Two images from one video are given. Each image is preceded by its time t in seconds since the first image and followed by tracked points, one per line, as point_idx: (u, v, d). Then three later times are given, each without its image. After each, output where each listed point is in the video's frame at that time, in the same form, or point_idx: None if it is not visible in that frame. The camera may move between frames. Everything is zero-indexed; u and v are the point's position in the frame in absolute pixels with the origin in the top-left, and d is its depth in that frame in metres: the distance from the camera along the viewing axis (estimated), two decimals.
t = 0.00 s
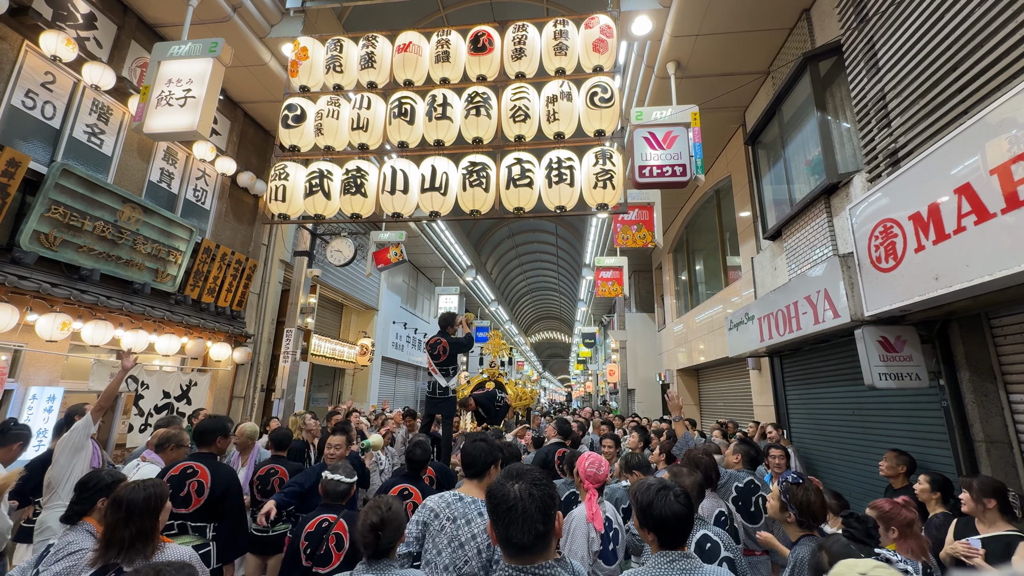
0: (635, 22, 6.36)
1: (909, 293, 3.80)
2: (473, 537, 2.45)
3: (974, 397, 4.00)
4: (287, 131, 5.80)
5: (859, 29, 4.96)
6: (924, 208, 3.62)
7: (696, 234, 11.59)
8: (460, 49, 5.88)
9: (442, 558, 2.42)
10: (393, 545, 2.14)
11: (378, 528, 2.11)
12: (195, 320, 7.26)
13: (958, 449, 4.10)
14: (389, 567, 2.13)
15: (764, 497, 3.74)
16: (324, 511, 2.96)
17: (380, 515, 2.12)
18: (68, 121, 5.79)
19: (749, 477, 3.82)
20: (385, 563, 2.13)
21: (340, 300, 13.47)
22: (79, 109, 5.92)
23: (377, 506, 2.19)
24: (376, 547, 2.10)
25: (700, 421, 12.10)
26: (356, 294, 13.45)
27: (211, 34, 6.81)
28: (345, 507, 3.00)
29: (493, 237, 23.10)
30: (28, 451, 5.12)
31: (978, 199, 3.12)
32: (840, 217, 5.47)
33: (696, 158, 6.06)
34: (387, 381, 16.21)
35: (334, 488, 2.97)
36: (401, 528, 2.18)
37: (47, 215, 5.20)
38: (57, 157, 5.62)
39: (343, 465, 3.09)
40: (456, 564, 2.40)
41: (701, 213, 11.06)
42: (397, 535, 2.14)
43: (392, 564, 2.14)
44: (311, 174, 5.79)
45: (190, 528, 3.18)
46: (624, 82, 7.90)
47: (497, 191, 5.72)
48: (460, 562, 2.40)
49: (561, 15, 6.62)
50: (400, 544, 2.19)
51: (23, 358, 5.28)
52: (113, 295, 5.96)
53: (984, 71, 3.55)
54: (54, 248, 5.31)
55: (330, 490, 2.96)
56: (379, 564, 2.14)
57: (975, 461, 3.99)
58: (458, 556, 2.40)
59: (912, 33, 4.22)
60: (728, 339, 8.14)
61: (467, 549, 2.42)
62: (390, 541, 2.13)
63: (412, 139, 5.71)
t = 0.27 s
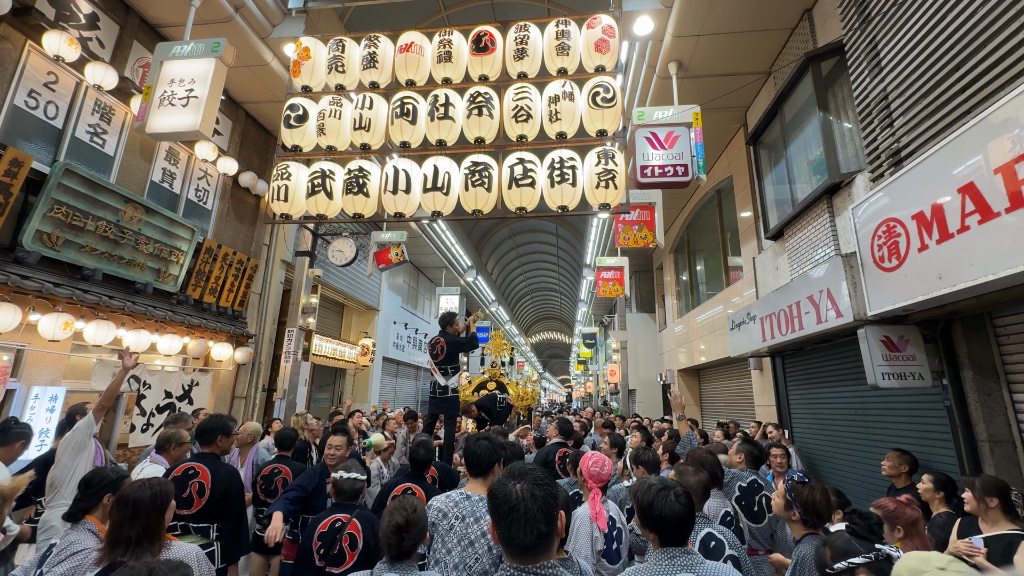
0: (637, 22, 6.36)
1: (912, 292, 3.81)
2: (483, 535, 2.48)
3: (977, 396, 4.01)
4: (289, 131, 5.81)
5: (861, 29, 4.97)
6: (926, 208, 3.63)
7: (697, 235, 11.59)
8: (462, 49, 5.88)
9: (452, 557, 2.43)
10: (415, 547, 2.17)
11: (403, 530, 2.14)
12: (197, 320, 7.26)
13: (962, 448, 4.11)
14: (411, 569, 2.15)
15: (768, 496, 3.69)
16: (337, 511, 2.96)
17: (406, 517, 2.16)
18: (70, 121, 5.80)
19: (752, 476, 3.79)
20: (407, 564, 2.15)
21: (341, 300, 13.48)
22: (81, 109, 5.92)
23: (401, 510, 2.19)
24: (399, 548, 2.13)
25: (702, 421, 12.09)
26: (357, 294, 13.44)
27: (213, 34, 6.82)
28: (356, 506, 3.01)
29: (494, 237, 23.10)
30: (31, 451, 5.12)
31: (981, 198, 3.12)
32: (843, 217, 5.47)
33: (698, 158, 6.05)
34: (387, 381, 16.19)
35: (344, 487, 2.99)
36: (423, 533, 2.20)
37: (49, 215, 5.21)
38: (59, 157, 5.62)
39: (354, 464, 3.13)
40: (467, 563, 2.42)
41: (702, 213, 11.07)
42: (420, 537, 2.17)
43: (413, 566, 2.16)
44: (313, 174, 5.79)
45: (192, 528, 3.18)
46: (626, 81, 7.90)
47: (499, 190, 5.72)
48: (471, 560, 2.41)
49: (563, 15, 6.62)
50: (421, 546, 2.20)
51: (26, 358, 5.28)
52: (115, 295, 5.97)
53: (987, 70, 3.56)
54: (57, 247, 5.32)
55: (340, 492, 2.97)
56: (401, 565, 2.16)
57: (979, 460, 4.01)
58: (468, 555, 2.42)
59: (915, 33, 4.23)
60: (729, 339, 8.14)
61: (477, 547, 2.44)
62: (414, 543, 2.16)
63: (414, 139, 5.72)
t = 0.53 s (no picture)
0: (639, 22, 6.35)
1: (915, 292, 3.81)
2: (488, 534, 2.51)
3: (980, 395, 4.02)
4: (292, 130, 5.81)
5: (863, 29, 4.97)
6: (929, 207, 3.63)
7: (698, 235, 11.59)
8: (464, 49, 5.88)
9: (458, 555, 2.45)
10: (425, 546, 2.18)
11: (415, 527, 2.15)
12: (199, 320, 7.25)
13: (965, 447, 4.12)
14: (417, 569, 2.16)
15: (773, 495, 3.67)
16: (353, 510, 2.96)
17: (420, 514, 2.17)
18: (73, 121, 5.80)
19: (757, 475, 3.79)
20: (411, 564, 2.16)
21: (341, 300, 13.47)
22: (83, 109, 5.92)
23: (416, 506, 2.23)
24: (409, 545, 2.14)
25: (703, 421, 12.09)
26: (358, 294, 13.43)
27: (215, 34, 6.83)
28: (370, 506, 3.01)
29: (494, 237, 23.09)
30: (33, 450, 5.11)
31: (984, 197, 3.12)
32: (845, 217, 5.48)
33: (700, 157, 6.04)
34: (388, 381, 16.18)
35: (360, 485, 2.98)
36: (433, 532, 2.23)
37: (51, 215, 5.21)
38: (62, 157, 5.62)
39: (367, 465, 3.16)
40: (473, 561, 2.45)
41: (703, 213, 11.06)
42: (431, 536, 2.18)
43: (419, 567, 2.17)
44: (315, 173, 5.79)
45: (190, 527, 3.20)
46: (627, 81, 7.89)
47: (501, 190, 5.72)
48: (477, 559, 2.44)
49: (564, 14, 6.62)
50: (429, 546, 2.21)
51: (28, 357, 5.28)
52: (117, 295, 5.96)
53: (989, 70, 3.56)
54: (59, 247, 5.32)
55: (355, 489, 2.96)
56: (406, 564, 2.17)
57: (981, 459, 4.02)
58: (474, 554, 2.45)
59: (917, 33, 4.23)
60: (731, 339, 8.13)
61: (484, 545, 2.47)
62: (424, 541, 2.17)
63: (416, 139, 5.72)
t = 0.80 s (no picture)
0: (639, 22, 6.34)
1: (917, 291, 3.81)
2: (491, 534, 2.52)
3: (981, 394, 4.03)
4: (292, 130, 5.80)
5: (864, 29, 4.97)
6: (930, 207, 3.64)
7: (698, 235, 11.58)
8: (465, 48, 5.88)
9: (460, 554, 2.45)
10: (417, 542, 2.19)
11: (410, 523, 2.17)
12: (199, 320, 7.24)
13: (967, 446, 4.13)
14: (405, 569, 2.14)
15: (775, 494, 3.70)
16: (365, 510, 3.09)
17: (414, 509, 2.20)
18: (73, 121, 5.80)
19: (758, 474, 3.85)
20: (401, 565, 2.14)
21: (342, 300, 13.48)
22: (84, 109, 5.92)
23: (408, 502, 2.27)
24: (403, 543, 2.13)
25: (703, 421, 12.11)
26: (357, 294, 13.38)
27: (216, 34, 6.83)
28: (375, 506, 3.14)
29: (494, 237, 23.10)
30: (33, 451, 5.10)
31: (986, 196, 3.12)
32: (846, 217, 5.48)
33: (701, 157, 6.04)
34: (389, 381, 16.21)
35: (371, 484, 3.18)
36: (422, 529, 2.25)
37: (52, 215, 5.21)
38: (62, 157, 5.62)
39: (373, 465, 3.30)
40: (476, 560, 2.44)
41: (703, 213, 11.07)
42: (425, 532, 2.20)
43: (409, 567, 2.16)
44: (316, 173, 5.78)
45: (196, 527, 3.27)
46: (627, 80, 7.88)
47: (502, 190, 5.72)
48: (479, 558, 2.44)
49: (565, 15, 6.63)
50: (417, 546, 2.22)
51: (29, 357, 5.27)
52: (118, 295, 5.95)
53: (990, 70, 3.56)
54: (60, 247, 5.32)
55: (367, 488, 3.13)
56: (393, 565, 2.14)
57: (983, 458, 4.03)
58: (476, 553, 2.45)
59: (918, 33, 4.23)
60: (732, 339, 8.13)
61: (487, 544, 2.48)
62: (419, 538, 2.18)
63: (417, 139, 5.72)
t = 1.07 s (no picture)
0: (639, 23, 6.34)
1: (917, 291, 3.82)
2: (489, 532, 2.51)
3: (981, 394, 4.03)
4: (292, 131, 5.80)
5: (864, 29, 4.98)
6: (930, 207, 3.65)
7: (697, 235, 11.58)
8: (464, 49, 5.87)
9: (457, 553, 2.44)
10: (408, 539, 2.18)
11: (399, 520, 2.17)
12: (198, 321, 7.23)
13: (967, 446, 4.13)
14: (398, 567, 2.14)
15: (776, 494, 3.69)
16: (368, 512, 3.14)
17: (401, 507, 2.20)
18: (72, 121, 5.79)
19: (759, 474, 3.84)
20: (392, 564, 2.14)
21: (341, 301, 13.47)
22: (83, 109, 5.91)
23: (395, 500, 2.27)
24: (394, 541, 2.12)
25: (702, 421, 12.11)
26: (356, 294, 13.30)
27: (215, 34, 6.83)
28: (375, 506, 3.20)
29: (494, 237, 23.10)
30: (32, 451, 5.09)
31: (986, 196, 3.12)
32: (845, 217, 5.48)
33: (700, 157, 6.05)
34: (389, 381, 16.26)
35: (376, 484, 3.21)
36: (411, 527, 2.24)
37: (52, 215, 5.20)
38: (61, 157, 5.61)
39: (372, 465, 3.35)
40: (473, 558, 2.44)
41: (702, 214, 11.08)
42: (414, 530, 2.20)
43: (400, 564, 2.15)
44: (316, 174, 5.78)
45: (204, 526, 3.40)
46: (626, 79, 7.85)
47: (502, 190, 5.72)
48: (476, 556, 2.43)
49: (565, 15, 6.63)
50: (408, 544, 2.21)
51: (28, 358, 5.26)
52: (117, 295, 5.93)
53: (990, 70, 3.57)
54: (59, 247, 5.31)
55: (372, 489, 3.15)
56: (386, 563, 2.15)
57: (983, 458, 4.03)
58: (470, 553, 2.44)
59: (918, 33, 4.24)
60: (731, 340, 8.15)
61: (483, 543, 2.47)
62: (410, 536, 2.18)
63: (417, 139, 5.72)
